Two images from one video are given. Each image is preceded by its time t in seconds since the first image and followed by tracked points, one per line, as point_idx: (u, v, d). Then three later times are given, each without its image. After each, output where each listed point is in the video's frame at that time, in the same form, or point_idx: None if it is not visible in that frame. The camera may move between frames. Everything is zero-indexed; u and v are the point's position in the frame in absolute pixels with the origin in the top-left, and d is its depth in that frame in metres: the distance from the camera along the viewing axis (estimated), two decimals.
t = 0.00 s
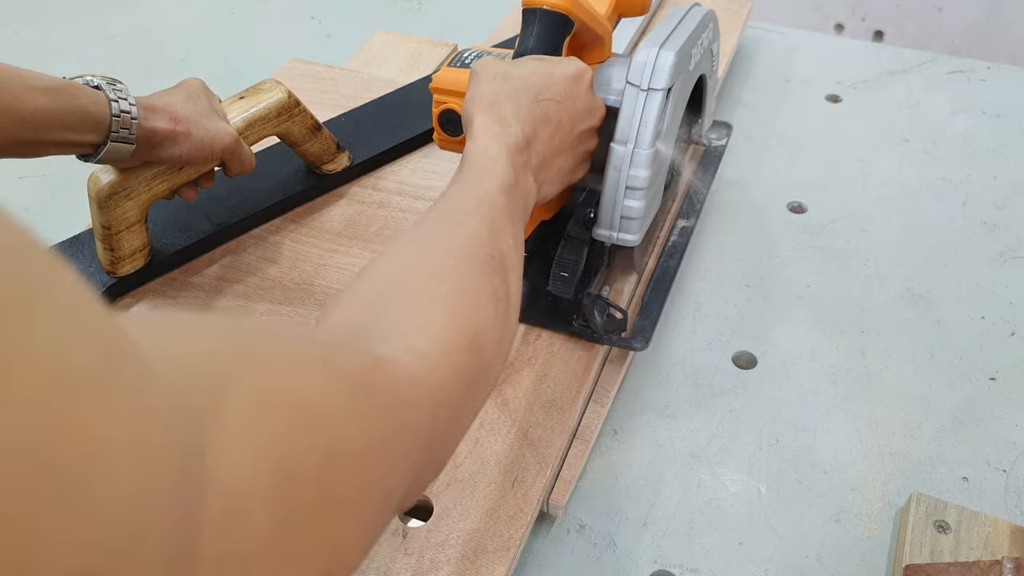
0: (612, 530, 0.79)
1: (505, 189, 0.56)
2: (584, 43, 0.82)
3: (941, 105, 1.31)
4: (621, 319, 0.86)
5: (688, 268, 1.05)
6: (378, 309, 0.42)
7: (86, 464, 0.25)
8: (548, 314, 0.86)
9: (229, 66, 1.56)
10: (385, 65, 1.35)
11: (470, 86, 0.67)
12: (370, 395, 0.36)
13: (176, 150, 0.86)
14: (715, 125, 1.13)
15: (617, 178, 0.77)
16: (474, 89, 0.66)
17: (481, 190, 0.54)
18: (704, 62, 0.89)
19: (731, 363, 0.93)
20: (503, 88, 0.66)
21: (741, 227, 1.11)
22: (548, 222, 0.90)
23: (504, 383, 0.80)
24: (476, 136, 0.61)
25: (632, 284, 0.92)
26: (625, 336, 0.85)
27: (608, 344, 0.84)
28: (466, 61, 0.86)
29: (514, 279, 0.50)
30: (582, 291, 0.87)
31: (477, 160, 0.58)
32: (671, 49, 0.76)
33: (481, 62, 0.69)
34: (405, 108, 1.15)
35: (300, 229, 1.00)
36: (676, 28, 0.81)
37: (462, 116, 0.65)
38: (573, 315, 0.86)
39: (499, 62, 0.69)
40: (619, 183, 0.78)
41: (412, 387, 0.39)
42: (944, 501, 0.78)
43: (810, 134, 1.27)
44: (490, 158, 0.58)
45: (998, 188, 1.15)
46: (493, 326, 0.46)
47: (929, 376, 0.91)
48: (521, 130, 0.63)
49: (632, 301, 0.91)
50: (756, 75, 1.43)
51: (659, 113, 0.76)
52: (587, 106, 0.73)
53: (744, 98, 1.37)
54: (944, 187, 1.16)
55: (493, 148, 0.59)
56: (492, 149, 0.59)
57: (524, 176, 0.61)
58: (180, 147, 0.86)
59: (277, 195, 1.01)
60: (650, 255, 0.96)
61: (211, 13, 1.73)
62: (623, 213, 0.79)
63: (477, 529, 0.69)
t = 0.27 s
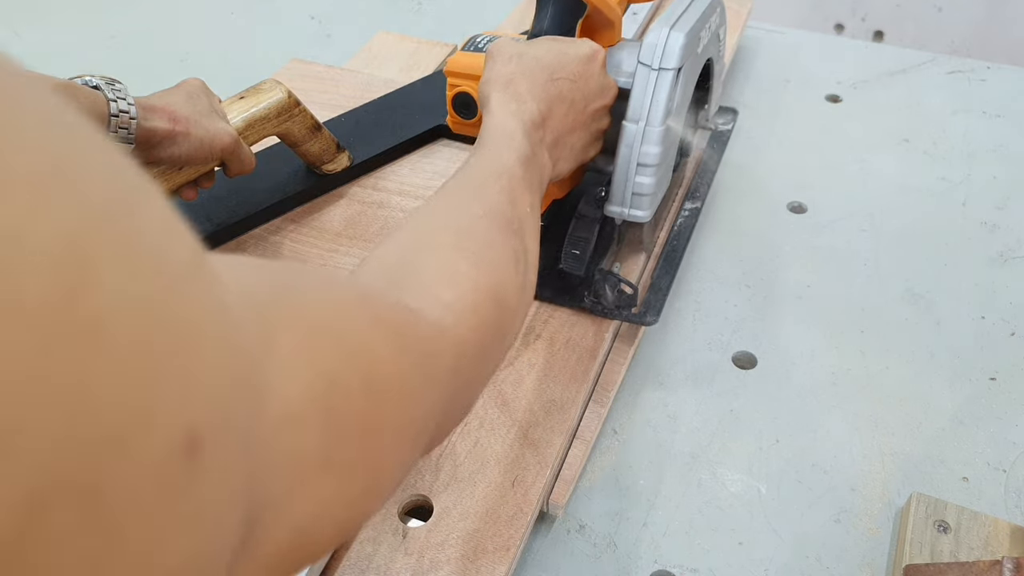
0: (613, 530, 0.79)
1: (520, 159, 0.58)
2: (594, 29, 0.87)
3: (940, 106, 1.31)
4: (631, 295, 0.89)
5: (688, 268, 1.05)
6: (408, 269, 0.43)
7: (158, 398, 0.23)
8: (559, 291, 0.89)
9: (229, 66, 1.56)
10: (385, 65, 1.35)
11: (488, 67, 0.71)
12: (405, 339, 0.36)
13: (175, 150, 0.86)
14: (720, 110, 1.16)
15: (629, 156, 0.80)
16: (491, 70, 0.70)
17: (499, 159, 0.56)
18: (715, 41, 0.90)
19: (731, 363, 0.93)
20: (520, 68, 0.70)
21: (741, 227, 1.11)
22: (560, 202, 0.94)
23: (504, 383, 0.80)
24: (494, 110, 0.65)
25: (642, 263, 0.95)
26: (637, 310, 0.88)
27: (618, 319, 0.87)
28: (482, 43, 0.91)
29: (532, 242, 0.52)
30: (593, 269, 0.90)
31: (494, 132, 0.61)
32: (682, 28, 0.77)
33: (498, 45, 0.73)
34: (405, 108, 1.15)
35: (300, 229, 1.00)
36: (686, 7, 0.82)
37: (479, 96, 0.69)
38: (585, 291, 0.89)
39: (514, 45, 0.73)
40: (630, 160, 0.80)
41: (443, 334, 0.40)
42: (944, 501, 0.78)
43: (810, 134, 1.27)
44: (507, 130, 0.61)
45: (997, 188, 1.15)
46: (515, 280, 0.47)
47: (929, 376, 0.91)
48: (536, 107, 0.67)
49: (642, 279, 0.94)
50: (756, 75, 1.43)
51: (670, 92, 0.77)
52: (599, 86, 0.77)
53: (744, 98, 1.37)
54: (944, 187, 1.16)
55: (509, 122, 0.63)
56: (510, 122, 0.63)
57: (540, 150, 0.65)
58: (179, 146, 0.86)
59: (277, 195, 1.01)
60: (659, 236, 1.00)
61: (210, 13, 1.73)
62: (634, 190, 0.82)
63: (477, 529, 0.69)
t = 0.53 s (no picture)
0: (613, 530, 0.79)
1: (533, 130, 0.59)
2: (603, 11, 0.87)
3: (940, 106, 1.31)
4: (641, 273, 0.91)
5: (688, 268, 1.05)
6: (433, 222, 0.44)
7: (248, 290, 0.24)
8: (571, 270, 0.91)
9: (228, 66, 1.56)
10: (385, 65, 1.35)
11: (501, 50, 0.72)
12: (434, 287, 0.37)
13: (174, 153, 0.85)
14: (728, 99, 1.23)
15: (639, 135, 0.81)
16: (506, 51, 0.71)
17: (515, 131, 0.57)
18: (721, 30, 0.92)
19: (731, 363, 0.93)
20: (533, 48, 0.71)
21: (742, 227, 1.11)
22: (570, 182, 0.93)
23: (504, 383, 0.80)
24: (508, 89, 0.65)
25: (651, 244, 0.98)
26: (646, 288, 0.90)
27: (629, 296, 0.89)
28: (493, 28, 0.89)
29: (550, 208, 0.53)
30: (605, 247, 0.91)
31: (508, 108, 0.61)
32: (690, 12, 0.79)
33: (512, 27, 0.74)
34: (405, 108, 1.15)
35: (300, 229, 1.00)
36: None
37: (494, 76, 0.69)
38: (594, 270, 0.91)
39: (527, 27, 0.74)
40: (641, 139, 0.81)
41: (468, 285, 0.41)
42: (944, 501, 0.78)
43: (810, 134, 1.27)
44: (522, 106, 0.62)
45: (997, 188, 1.15)
46: (533, 238, 0.48)
47: (929, 376, 0.91)
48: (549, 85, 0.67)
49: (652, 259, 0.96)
50: (756, 75, 1.43)
51: (680, 71, 0.78)
52: (610, 67, 0.77)
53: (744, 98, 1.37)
54: (944, 187, 1.16)
55: (523, 100, 0.63)
56: (524, 99, 0.63)
57: (554, 128, 0.64)
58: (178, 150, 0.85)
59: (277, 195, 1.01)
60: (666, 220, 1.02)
61: (210, 13, 1.73)
62: (644, 169, 0.83)
63: (478, 529, 0.69)
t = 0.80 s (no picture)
0: (613, 530, 0.79)
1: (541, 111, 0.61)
2: None
3: (941, 105, 1.31)
4: (648, 254, 0.93)
5: (688, 267, 1.05)
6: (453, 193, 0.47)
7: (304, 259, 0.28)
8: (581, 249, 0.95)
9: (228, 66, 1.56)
10: (385, 65, 1.35)
11: (514, 35, 0.72)
12: (452, 251, 0.40)
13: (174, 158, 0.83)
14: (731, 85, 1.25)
15: (649, 118, 0.82)
16: (519, 35, 0.72)
17: (529, 111, 0.60)
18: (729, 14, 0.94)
19: (731, 363, 0.93)
20: (545, 32, 0.71)
21: (742, 227, 1.11)
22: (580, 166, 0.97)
23: (504, 383, 0.80)
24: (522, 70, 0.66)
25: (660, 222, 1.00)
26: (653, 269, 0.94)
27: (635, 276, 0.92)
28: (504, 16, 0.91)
29: (563, 183, 0.56)
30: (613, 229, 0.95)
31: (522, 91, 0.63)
32: None
33: (524, 12, 0.75)
34: (405, 108, 1.15)
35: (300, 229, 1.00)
36: None
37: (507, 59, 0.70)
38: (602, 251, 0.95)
39: (539, 11, 0.74)
40: (650, 121, 0.83)
41: (485, 252, 0.44)
42: (944, 501, 0.78)
43: (811, 134, 1.27)
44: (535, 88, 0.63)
45: (997, 188, 1.15)
46: (547, 209, 0.51)
47: (929, 376, 0.91)
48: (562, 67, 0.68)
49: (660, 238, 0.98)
50: (756, 75, 1.43)
51: (688, 55, 0.80)
52: (620, 51, 0.78)
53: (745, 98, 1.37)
54: (944, 187, 1.16)
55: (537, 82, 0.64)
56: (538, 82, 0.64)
57: (566, 110, 0.66)
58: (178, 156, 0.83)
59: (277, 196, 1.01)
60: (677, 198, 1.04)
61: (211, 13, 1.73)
62: (653, 150, 0.84)
63: (478, 529, 0.69)
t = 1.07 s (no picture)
0: (612, 530, 0.79)
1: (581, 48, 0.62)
2: None
3: (941, 105, 1.31)
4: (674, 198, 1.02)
5: (688, 267, 1.05)
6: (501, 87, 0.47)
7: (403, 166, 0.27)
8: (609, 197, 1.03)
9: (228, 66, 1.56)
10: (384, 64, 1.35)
11: None
12: (506, 134, 0.39)
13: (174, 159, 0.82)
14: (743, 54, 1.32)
15: (677, 67, 0.92)
16: None
17: (566, 41, 0.61)
18: None
19: (731, 363, 0.93)
20: None
21: (741, 226, 1.12)
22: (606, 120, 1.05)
23: (504, 383, 0.80)
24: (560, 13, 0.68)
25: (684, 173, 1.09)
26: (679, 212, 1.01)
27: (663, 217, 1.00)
28: None
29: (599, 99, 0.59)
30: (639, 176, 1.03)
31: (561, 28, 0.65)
32: None
33: None
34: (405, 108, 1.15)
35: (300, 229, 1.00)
36: None
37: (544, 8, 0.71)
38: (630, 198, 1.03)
39: None
40: (678, 70, 0.92)
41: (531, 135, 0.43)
42: (944, 501, 0.78)
43: (811, 134, 1.27)
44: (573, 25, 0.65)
45: (998, 188, 1.15)
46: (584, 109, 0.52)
47: (929, 376, 0.91)
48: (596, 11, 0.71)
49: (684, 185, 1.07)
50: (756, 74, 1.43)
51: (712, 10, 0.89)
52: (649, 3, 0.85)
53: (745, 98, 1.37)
54: (944, 187, 1.16)
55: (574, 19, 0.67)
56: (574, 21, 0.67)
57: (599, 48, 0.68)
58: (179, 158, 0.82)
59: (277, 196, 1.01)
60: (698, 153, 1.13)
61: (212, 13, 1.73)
62: (681, 97, 0.94)
63: (478, 529, 0.69)
